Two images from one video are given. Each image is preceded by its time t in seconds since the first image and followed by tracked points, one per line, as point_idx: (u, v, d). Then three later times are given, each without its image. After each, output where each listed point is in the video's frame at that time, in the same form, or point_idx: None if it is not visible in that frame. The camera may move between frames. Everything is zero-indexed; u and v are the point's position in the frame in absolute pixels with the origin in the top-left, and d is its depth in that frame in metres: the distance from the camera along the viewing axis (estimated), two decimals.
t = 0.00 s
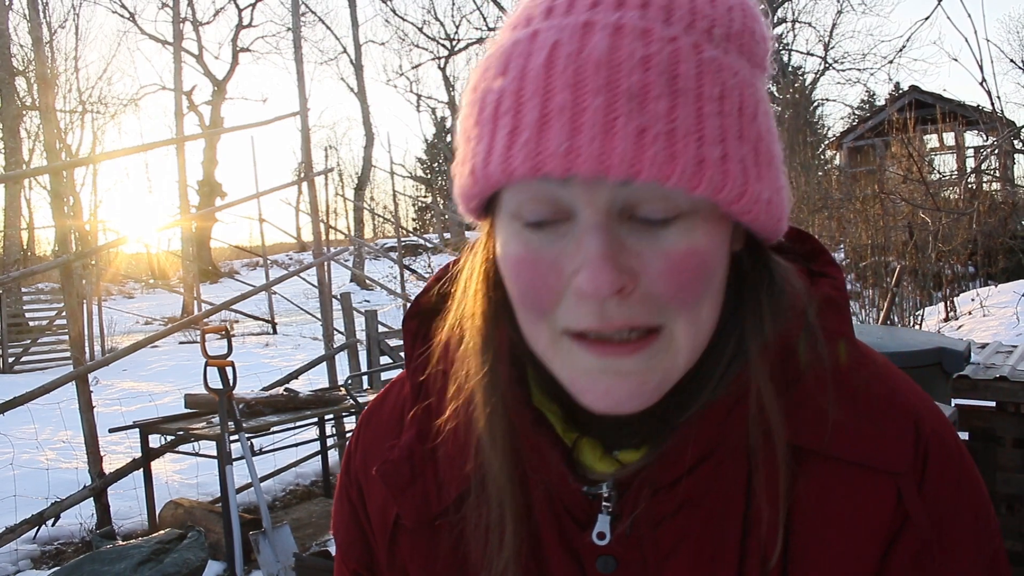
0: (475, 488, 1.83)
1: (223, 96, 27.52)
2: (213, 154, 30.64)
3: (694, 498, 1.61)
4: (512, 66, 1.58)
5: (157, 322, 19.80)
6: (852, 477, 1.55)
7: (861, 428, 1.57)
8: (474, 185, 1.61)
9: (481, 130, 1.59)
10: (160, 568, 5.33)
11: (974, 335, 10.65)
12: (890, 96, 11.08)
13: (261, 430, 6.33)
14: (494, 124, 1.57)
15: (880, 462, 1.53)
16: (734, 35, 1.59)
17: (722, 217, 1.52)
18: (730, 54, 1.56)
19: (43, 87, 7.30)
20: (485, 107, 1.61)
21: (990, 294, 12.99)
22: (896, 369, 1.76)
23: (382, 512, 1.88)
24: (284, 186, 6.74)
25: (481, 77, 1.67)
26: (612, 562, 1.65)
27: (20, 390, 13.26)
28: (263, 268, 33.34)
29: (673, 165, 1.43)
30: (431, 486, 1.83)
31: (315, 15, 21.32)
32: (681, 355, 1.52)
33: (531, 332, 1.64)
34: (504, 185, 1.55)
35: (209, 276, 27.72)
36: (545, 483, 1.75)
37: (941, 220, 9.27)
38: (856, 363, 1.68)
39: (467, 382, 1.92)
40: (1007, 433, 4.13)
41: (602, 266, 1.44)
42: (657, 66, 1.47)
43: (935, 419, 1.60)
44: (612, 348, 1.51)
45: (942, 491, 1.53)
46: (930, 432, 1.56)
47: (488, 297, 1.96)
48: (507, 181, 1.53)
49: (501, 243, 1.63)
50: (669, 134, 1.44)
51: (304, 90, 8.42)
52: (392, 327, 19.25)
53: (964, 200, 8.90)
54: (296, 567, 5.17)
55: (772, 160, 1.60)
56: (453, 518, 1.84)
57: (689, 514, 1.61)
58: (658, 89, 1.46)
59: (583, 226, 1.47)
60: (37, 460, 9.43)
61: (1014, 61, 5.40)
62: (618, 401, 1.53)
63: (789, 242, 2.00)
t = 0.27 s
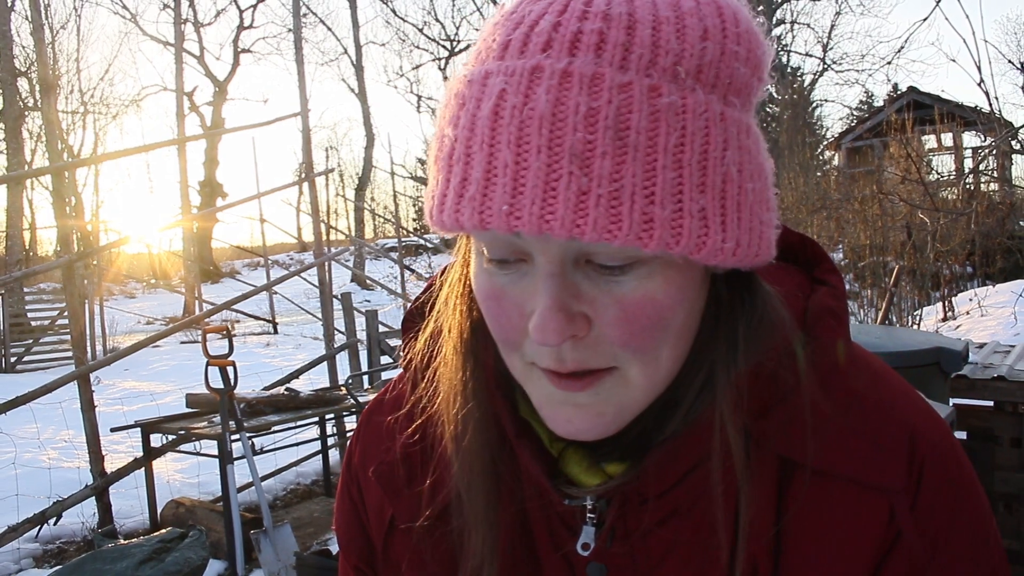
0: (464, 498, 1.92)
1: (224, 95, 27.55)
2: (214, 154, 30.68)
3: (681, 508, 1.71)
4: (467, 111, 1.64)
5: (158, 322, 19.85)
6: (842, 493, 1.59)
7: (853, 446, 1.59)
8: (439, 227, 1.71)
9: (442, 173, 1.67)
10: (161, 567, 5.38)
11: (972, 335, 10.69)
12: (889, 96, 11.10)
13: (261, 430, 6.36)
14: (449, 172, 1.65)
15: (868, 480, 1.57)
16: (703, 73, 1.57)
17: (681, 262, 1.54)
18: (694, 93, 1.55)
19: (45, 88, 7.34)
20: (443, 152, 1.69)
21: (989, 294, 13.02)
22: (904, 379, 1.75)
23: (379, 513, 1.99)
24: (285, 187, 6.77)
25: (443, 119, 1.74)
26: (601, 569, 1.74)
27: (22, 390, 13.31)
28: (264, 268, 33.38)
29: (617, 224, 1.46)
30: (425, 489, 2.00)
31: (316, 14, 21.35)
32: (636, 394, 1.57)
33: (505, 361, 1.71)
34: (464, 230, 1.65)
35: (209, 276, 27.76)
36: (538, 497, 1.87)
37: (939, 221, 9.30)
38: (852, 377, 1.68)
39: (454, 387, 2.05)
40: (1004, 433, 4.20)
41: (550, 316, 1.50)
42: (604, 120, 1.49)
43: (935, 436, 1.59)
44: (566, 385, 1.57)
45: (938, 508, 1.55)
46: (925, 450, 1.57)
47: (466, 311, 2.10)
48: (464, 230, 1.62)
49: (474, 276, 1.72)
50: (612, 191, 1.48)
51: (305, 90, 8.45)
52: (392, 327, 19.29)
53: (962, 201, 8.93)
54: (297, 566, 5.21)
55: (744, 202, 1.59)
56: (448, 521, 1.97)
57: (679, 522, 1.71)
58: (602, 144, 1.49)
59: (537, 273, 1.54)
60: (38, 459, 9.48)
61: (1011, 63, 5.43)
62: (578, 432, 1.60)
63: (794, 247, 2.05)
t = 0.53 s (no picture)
0: (460, 499, 1.92)
1: (224, 95, 27.55)
2: (214, 154, 30.68)
3: (676, 510, 1.71)
4: (461, 104, 1.65)
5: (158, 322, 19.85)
6: (840, 496, 1.59)
7: (850, 450, 1.59)
8: (433, 220, 1.72)
9: (437, 167, 1.68)
10: (161, 567, 5.38)
11: (972, 335, 10.69)
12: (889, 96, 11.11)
13: (261, 430, 6.35)
14: (443, 164, 1.66)
15: (866, 484, 1.56)
16: (697, 69, 1.57)
17: (675, 258, 1.54)
18: (688, 89, 1.55)
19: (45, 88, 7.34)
20: (439, 143, 1.69)
21: (989, 294, 13.02)
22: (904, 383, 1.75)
23: (378, 512, 2.01)
24: (285, 186, 6.77)
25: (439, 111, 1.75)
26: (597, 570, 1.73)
27: (22, 390, 13.31)
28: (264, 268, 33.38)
29: (610, 216, 1.46)
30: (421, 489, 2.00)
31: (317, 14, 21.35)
32: (633, 388, 1.57)
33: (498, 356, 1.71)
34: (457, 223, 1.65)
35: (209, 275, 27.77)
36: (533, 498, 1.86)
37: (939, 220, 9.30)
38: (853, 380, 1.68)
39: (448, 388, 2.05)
40: (1003, 433, 4.17)
41: (544, 309, 1.49)
42: (597, 113, 1.50)
43: (935, 441, 1.59)
44: (561, 378, 1.57)
45: (935, 514, 1.55)
46: (924, 456, 1.57)
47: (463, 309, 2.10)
48: (457, 222, 1.62)
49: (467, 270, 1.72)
50: (605, 185, 1.48)
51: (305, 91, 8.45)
52: (392, 327, 19.28)
53: (962, 201, 8.93)
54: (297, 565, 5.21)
55: (738, 199, 1.59)
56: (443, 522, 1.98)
57: (675, 523, 1.71)
58: (595, 138, 1.49)
59: (531, 265, 1.54)
60: (38, 459, 9.48)
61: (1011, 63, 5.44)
62: (573, 427, 1.59)
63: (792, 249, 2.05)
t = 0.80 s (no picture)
0: (462, 496, 1.92)
1: (223, 96, 27.54)
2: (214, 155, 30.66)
3: (674, 513, 1.69)
4: (508, 53, 1.72)
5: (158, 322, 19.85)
6: (837, 499, 1.59)
7: (845, 451, 1.59)
8: (471, 170, 1.75)
9: (479, 115, 1.72)
10: (161, 567, 5.37)
11: (972, 336, 10.68)
12: (888, 97, 11.10)
13: (261, 430, 6.36)
14: (489, 109, 1.71)
15: (861, 485, 1.56)
16: (725, 30, 1.74)
17: (717, 197, 1.64)
18: (721, 47, 1.70)
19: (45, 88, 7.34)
20: (481, 93, 1.75)
21: (989, 294, 13.01)
22: (901, 386, 1.76)
23: (371, 517, 2.00)
24: (285, 186, 6.77)
25: (475, 68, 1.82)
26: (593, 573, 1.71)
27: (22, 390, 13.31)
28: (264, 269, 33.37)
29: (672, 138, 1.55)
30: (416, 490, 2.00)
31: (316, 15, 21.33)
32: (680, 341, 1.59)
33: (527, 327, 1.71)
34: (501, 167, 1.68)
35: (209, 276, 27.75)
36: (527, 496, 1.84)
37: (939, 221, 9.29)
38: (849, 380, 1.69)
39: (454, 386, 2.07)
40: (1004, 432, 4.14)
41: (605, 244, 1.53)
42: (652, 49, 1.61)
43: (933, 443, 1.59)
44: (609, 333, 1.60)
45: (933, 518, 1.55)
46: (922, 458, 1.56)
47: (476, 307, 2.11)
48: (506, 162, 1.65)
49: (497, 232, 1.73)
50: (665, 111, 1.57)
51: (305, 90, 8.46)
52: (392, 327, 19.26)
53: (962, 201, 8.92)
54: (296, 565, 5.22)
55: (765, 149, 1.72)
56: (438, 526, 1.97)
57: (670, 527, 1.69)
58: (651, 69, 1.60)
59: (584, 205, 1.58)
60: (38, 459, 9.47)
61: (1010, 63, 5.45)
62: (615, 386, 1.60)
63: (782, 247, 2.10)
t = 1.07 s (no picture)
0: (466, 492, 1.91)
1: (223, 96, 27.55)
2: (214, 154, 30.66)
3: (672, 514, 1.69)
4: (518, 46, 1.72)
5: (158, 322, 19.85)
6: (835, 499, 1.59)
7: (844, 450, 1.59)
8: (478, 162, 1.74)
9: (488, 107, 1.72)
10: (161, 567, 5.38)
11: (971, 335, 10.69)
12: (888, 97, 11.11)
13: (261, 430, 6.36)
14: (498, 102, 1.70)
15: (860, 484, 1.56)
16: (732, 31, 1.75)
17: (723, 196, 1.65)
18: (728, 47, 1.71)
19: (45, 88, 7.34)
20: (489, 86, 1.74)
21: (989, 294, 13.01)
22: (898, 387, 1.76)
23: (367, 522, 2.00)
24: (285, 186, 6.77)
25: (483, 62, 1.81)
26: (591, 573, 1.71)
27: (21, 390, 13.31)
28: (264, 269, 33.38)
29: (683, 134, 1.56)
30: (413, 492, 2.00)
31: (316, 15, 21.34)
32: (684, 337, 1.60)
33: (529, 325, 1.71)
34: (509, 160, 1.68)
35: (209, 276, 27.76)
36: (524, 497, 1.83)
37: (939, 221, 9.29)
38: (847, 380, 1.69)
39: (453, 387, 2.08)
40: (1004, 432, 4.14)
41: (615, 238, 1.53)
42: (663, 45, 1.62)
43: (929, 443, 1.60)
44: (613, 329, 1.59)
45: (930, 517, 1.55)
46: (920, 458, 1.57)
47: (474, 310, 2.09)
48: (514, 155, 1.65)
49: (502, 226, 1.72)
50: (676, 107, 1.57)
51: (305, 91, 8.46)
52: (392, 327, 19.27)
53: (962, 201, 8.91)
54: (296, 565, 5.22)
55: (769, 149, 1.73)
56: (434, 528, 1.98)
57: (668, 529, 1.69)
58: (663, 65, 1.60)
59: (591, 200, 1.58)
60: (38, 459, 9.47)
61: (1011, 62, 5.45)
62: (619, 383, 1.59)
63: (782, 251, 2.09)
